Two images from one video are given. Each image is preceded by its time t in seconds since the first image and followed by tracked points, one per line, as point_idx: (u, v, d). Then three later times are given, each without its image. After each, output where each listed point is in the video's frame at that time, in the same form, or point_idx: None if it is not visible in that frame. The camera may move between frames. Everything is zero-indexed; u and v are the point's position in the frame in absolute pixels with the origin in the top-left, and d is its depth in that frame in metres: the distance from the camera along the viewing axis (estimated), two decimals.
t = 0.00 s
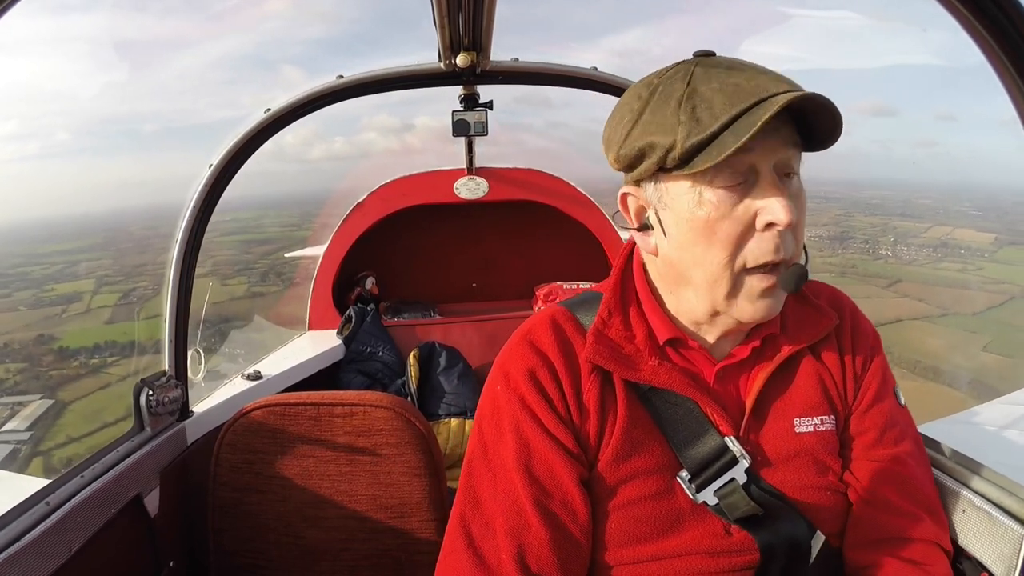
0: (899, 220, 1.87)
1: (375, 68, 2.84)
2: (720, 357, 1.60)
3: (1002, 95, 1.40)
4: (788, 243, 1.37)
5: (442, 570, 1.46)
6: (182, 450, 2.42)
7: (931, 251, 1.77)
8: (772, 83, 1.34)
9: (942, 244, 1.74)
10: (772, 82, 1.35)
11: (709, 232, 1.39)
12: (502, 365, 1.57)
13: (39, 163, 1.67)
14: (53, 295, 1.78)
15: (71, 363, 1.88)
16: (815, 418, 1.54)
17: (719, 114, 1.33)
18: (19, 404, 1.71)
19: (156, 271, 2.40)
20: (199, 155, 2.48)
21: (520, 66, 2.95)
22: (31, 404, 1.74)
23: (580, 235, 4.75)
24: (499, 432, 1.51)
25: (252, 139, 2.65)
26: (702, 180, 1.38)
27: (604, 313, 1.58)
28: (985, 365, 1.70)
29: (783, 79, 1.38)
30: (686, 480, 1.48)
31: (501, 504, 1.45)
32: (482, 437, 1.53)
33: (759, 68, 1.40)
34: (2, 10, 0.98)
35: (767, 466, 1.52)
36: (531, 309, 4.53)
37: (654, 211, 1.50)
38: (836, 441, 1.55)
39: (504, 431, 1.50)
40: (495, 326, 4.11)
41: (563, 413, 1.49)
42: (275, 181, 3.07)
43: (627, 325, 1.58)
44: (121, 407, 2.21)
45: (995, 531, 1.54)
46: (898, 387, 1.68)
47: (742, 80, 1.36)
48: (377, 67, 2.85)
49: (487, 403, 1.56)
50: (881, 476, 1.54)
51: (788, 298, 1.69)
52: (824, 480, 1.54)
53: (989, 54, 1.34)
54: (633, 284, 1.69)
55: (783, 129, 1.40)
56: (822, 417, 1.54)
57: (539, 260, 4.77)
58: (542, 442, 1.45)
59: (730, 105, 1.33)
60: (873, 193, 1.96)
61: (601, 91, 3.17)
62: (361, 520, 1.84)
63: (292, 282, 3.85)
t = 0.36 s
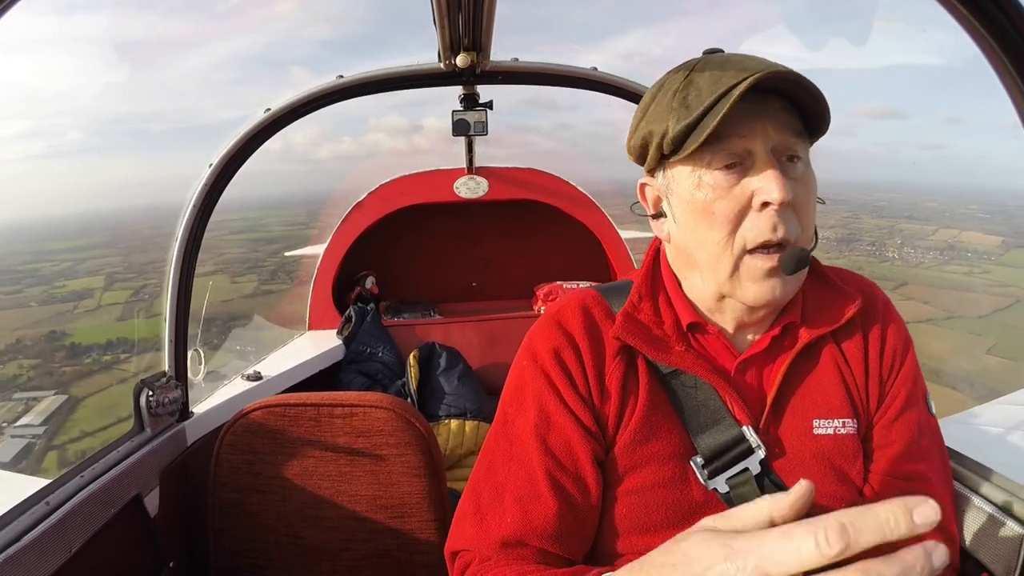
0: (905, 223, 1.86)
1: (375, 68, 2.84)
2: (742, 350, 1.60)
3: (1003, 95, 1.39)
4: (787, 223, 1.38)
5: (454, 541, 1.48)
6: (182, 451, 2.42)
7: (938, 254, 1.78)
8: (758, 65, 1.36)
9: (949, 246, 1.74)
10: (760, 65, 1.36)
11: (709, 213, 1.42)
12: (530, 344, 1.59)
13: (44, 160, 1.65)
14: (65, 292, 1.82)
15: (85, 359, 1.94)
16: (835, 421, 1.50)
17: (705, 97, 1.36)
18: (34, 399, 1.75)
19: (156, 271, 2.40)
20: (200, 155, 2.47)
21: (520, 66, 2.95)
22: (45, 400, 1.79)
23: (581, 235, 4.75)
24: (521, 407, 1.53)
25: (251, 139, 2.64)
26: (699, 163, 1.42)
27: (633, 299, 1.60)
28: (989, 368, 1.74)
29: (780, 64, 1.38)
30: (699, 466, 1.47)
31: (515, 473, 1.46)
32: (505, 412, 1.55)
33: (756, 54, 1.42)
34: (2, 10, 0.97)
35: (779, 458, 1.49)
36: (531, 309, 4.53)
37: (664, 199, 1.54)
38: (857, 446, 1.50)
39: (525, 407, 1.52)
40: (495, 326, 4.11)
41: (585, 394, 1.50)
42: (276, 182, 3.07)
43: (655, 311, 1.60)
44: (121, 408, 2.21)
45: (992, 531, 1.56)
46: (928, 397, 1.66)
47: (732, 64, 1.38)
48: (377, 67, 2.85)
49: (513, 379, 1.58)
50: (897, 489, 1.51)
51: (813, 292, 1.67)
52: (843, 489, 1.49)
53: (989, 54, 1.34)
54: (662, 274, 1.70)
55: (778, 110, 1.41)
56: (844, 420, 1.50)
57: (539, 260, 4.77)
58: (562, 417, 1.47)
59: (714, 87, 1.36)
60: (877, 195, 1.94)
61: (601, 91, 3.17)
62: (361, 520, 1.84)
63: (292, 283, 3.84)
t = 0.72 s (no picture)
0: (921, 218, 1.82)
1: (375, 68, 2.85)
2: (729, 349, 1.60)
3: (1002, 95, 1.39)
4: (768, 231, 1.38)
5: (447, 548, 1.49)
6: (182, 450, 2.43)
7: (954, 249, 1.73)
8: (735, 77, 1.36)
9: (965, 241, 1.69)
10: (737, 75, 1.36)
11: (692, 221, 1.43)
12: (517, 348, 1.59)
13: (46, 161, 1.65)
14: (86, 303, 1.88)
15: (109, 368, 2.06)
16: (820, 416, 1.52)
17: (683, 111, 1.37)
18: (61, 406, 1.83)
19: (156, 270, 2.40)
20: (200, 155, 2.48)
21: (520, 66, 2.95)
22: (71, 406, 1.88)
23: (582, 235, 4.75)
24: (509, 411, 1.53)
25: (251, 139, 2.65)
26: (681, 173, 1.42)
27: (621, 302, 1.59)
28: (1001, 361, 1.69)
29: (758, 74, 1.38)
30: (688, 470, 1.47)
31: (503, 478, 1.47)
32: (493, 415, 1.55)
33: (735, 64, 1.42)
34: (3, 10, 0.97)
35: (769, 461, 1.51)
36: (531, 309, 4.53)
37: (650, 206, 1.54)
38: (841, 440, 1.53)
39: (513, 411, 1.52)
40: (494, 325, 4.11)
41: (572, 395, 1.50)
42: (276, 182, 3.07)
43: (642, 314, 1.59)
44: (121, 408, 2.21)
45: (993, 530, 1.55)
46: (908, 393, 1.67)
47: (710, 76, 1.38)
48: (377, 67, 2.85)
49: (501, 383, 1.58)
50: (882, 479, 1.51)
51: (799, 295, 1.67)
52: (828, 479, 1.52)
53: (989, 54, 1.34)
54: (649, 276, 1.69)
55: (758, 119, 1.41)
56: (828, 415, 1.52)
57: (538, 259, 4.77)
58: (549, 421, 1.47)
59: (692, 100, 1.37)
60: (892, 189, 1.92)
61: (602, 92, 3.18)
62: (361, 519, 1.84)
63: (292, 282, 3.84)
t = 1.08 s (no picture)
0: (933, 222, 1.83)
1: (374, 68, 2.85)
2: (731, 347, 1.60)
3: (1002, 96, 1.39)
4: (769, 231, 1.39)
5: (448, 547, 1.49)
6: (181, 450, 2.42)
7: (966, 253, 1.74)
8: (737, 76, 1.36)
9: (977, 245, 1.70)
10: (738, 74, 1.36)
11: (693, 220, 1.43)
12: (518, 346, 1.59)
13: (46, 161, 1.65)
14: (100, 300, 1.95)
15: (125, 364, 2.19)
16: (821, 413, 1.52)
17: (683, 110, 1.37)
18: (80, 401, 1.93)
19: (156, 271, 2.40)
20: (200, 155, 2.48)
21: (520, 66, 2.95)
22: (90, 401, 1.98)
23: (582, 235, 4.75)
24: (511, 410, 1.53)
25: (251, 139, 2.65)
26: (682, 172, 1.42)
27: (621, 301, 1.59)
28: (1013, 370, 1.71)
29: (759, 73, 1.38)
30: (691, 472, 1.47)
31: (505, 478, 1.47)
32: (494, 414, 1.55)
33: (736, 61, 1.41)
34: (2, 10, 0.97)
35: (772, 462, 1.51)
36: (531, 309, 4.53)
37: (651, 204, 1.54)
38: (843, 438, 1.53)
39: (515, 410, 1.52)
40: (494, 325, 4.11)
41: (574, 393, 1.50)
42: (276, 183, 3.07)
43: (643, 312, 1.59)
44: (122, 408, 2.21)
45: (994, 531, 1.55)
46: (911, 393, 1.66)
47: (711, 75, 1.38)
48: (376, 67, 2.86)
49: (502, 383, 1.58)
50: (884, 475, 1.51)
51: (800, 295, 1.67)
52: (830, 476, 1.52)
53: (989, 54, 1.34)
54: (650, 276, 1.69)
55: (759, 118, 1.40)
56: (829, 413, 1.52)
57: (538, 260, 4.77)
58: (550, 421, 1.47)
59: (693, 100, 1.37)
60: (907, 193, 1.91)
61: (602, 92, 3.18)
62: (361, 519, 1.84)
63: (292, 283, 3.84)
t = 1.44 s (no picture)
0: (944, 234, 1.83)
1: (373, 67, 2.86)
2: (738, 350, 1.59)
3: (1002, 96, 1.38)
4: (790, 244, 1.39)
5: (451, 543, 1.49)
6: (182, 450, 2.43)
7: (973, 266, 1.76)
8: (779, 90, 1.35)
9: (985, 258, 1.70)
10: (781, 88, 1.35)
11: (716, 227, 1.43)
12: (525, 342, 1.59)
13: (50, 159, 1.65)
14: (112, 282, 1.98)
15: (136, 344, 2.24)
16: (825, 415, 1.52)
17: (723, 117, 1.36)
18: (91, 379, 1.94)
19: (156, 270, 2.39)
20: (200, 155, 2.48)
21: (520, 66, 2.95)
22: (100, 379, 1.99)
23: (582, 235, 4.74)
24: (518, 406, 1.52)
25: (251, 139, 2.65)
26: (712, 176, 1.41)
27: (628, 300, 1.58)
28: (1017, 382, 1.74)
29: (802, 88, 1.37)
30: (694, 470, 1.47)
31: (511, 473, 1.47)
32: (501, 410, 1.54)
33: (779, 72, 1.40)
34: (3, 9, 0.96)
35: (774, 462, 1.51)
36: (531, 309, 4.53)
37: (672, 201, 1.54)
38: (845, 439, 1.53)
39: (522, 406, 1.52)
40: (494, 325, 4.12)
41: (582, 390, 1.50)
42: (275, 183, 3.07)
43: (650, 312, 1.58)
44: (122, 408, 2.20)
45: (994, 531, 1.55)
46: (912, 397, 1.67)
47: (754, 85, 1.37)
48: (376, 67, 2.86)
49: (508, 380, 1.57)
50: (887, 477, 1.51)
51: (806, 297, 1.67)
52: (832, 477, 1.52)
53: (989, 54, 1.33)
54: (659, 274, 1.68)
55: (795, 133, 1.40)
56: (833, 414, 1.52)
57: (538, 260, 4.77)
58: (557, 418, 1.47)
59: (733, 108, 1.36)
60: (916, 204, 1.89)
61: (602, 92, 3.18)
62: (361, 519, 1.84)
63: (292, 282, 3.84)
